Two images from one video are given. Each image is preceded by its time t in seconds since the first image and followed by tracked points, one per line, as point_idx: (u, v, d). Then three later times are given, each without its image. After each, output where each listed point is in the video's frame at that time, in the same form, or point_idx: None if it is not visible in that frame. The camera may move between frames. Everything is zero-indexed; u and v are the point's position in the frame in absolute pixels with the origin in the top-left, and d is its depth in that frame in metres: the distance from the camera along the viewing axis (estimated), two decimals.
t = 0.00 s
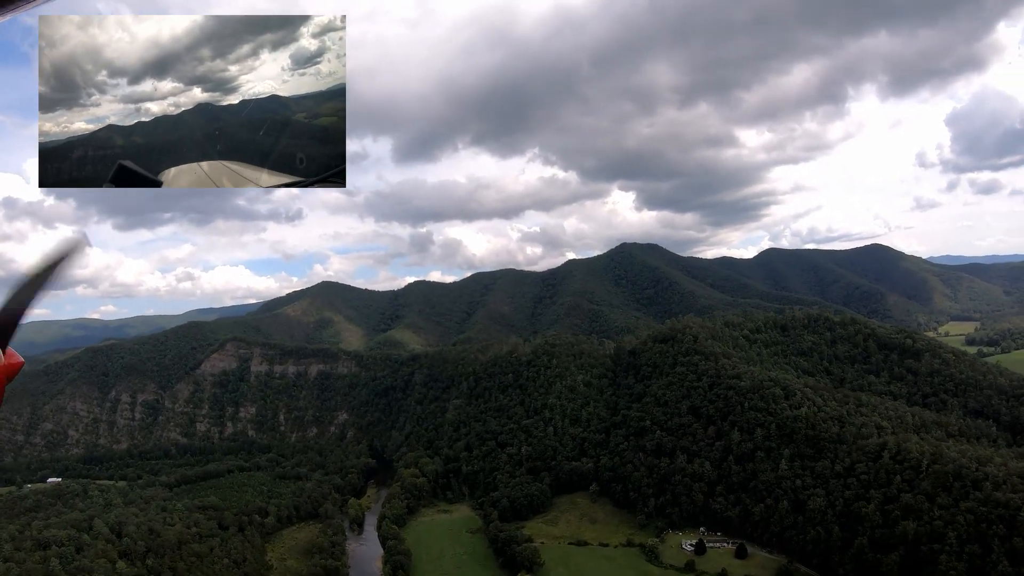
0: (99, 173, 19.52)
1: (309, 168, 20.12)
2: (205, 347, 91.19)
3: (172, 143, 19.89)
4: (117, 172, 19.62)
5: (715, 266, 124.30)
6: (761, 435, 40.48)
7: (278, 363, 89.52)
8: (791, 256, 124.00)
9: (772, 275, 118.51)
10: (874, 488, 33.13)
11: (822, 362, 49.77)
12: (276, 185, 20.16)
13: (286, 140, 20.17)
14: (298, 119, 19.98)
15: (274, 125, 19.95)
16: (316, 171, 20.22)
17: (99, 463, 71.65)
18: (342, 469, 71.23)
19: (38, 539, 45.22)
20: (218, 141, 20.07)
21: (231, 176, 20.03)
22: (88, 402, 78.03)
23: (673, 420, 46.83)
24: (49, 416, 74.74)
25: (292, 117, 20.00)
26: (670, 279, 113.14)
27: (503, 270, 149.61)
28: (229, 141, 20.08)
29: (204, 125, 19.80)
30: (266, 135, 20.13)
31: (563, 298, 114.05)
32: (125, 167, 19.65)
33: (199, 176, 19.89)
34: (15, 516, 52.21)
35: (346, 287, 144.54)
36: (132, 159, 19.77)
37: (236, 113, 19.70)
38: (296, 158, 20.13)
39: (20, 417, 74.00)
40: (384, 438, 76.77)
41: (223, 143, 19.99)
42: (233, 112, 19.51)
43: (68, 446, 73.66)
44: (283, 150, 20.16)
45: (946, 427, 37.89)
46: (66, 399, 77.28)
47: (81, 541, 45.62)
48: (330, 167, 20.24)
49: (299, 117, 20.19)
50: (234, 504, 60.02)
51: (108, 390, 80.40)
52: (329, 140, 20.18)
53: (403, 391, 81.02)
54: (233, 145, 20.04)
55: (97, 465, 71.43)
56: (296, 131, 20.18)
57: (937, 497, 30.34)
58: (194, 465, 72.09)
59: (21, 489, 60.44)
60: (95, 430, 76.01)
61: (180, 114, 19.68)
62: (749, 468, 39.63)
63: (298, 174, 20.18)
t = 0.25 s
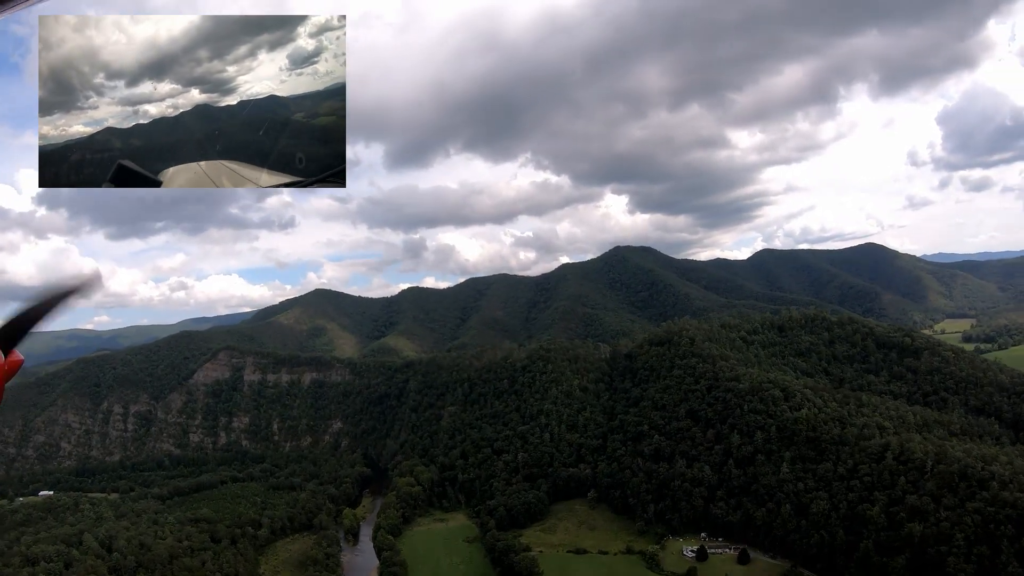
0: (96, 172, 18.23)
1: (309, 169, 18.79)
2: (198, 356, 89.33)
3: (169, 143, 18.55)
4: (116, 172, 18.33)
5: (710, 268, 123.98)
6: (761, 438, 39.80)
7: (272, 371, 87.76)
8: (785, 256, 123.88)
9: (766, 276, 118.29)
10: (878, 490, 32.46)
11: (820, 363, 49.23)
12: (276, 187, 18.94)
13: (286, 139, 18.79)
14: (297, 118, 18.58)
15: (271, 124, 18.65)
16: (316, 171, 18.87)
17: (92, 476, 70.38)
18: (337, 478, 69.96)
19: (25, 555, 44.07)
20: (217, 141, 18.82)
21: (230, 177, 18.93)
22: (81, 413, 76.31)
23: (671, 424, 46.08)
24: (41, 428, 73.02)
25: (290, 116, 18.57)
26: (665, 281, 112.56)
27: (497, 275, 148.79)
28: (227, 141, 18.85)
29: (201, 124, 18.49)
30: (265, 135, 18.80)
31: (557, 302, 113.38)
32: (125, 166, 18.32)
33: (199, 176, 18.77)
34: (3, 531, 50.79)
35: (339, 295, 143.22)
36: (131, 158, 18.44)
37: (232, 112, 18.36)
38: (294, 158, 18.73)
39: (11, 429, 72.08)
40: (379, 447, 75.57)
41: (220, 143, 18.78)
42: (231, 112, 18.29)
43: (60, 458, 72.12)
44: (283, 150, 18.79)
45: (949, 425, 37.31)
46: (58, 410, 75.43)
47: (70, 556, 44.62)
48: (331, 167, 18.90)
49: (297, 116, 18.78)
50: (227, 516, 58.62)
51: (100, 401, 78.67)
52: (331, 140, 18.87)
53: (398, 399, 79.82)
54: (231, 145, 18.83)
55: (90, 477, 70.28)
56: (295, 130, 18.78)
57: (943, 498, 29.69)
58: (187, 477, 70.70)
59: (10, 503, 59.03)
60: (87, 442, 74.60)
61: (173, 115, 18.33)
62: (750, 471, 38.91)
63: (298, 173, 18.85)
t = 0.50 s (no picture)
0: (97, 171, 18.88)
1: (308, 169, 19.47)
2: (191, 368, 87.87)
3: (169, 144, 19.11)
4: (117, 172, 18.87)
5: (704, 271, 123.60)
6: (761, 442, 39.13)
7: (265, 381, 86.32)
8: (779, 258, 123.65)
9: (761, 278, 118.00)
10: (882, 493, 31.76)
11: (819, 364, 48.77)
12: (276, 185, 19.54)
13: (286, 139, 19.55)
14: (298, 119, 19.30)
15: (273, 126, 19.29)
16: (316, 171, 19.60)
17: (85, 489, 69.03)
18: (331, 489, 68.62)
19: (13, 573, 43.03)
20: (218, 142, 19.57)
21: (231, 177, 19.53)
22: (73, 426, 74.88)
23: (670, 429, 45.28)
24: (32, 442, 71.12)
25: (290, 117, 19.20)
26: (659, 284, 112.05)
27: (491, 281, 147.93)
28: (228, 142, 19.57)
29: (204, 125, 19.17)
30: (264, 136, 19.46)
31: (552, 308, 112.63)
32: (125, 167, 18.92)
33: (200, 174, 19.43)
34: None
35: (332, 303, 141.91)
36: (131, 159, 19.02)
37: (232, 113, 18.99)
38: (295, 159, 19.47)
39: (3, 442, 70.89)
40: (374, 457, 74.30)
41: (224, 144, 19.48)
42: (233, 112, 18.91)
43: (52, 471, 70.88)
44: (283, 151, 19.50)
45: (952, 425, 36.69)
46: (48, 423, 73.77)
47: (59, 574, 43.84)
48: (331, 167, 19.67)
49: (296, 116, 19.47)
50: (219, 529, 57.27)
51: (92, 414, 77.25)
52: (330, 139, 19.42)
53: (393, 407, 78.71)
54: (232, 146, 19.52)
55: (82, 491, 68.83)
56: (295, 130, 19.36)
57: (950, 500, 29.02)
58: (180, 490, 69.31)
59: None
60: (80, 455, 73.32)
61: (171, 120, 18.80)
62: (751, 476, 38.19)
63: (298, 174, 19.51)
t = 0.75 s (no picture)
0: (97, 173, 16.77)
1: (308, 171, 17.58)
2: (183, 377, 86.40)
3: (165, 145, 17.08)
4: (116, 173, 16.77)
5: (699, 273, 123.29)
6: (762, 445, 38.46)
7: (258, 390, 84.67)
8: (774, 258, 123.40)
9: (756, 279, 117.71)
10: (887, 494, 31.12)
11: (817, 364, 48.30)
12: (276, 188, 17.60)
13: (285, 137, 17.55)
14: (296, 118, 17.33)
15: (271, 124, 17.27)
16: (316, 172, 17.73)
17: (77, 501, 68.04)
18: (326, 499, 67.38)
19: None
20: (217, 141, 17.38)
21: (230, 179, 17.42)
22: (65, 437, 73.81)
23: (668, 433, 44.53)
24: (24, 453, 70.58)
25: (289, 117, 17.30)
26: (654, 287, 111.50)
27: (485, 286, 146.99)
28: (228, 141, 17.36)
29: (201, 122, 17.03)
30: (261, 136, 17.42)
31: (546, 312, 111.95)
32: (125, 167, 16.77)
33: (197, 175, 17.37)
34: None
35: (326, 310, 140.67)
36: (132, 160, 16.98)
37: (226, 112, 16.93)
38: (295, 159, 17.54)
39: None
40: (369, 465, 73.12)
41: (219, 143, 17.33)
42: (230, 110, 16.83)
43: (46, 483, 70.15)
44: (283, 151, 17.45)
45: (955, 424, 36.13)
46: (41, 434, 72.94)
47: None
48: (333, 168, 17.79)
49: (293, 116, 17.46)
50: (212, 541, 55.97)
51: (84, 424, 76.00)
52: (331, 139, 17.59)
53: (387, 415, 77.54)
54: (232, 146, 17.31)
55: (75, 503, 67.82)
56: (294, 129, 17.49)
57: (957, 501, 28.39)
58: (173, 500, 68.01)
59: None
60: (72, 466, 72.29)
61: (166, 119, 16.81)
62: (752, 479, 37.49)
63: (298, 175, 17.57)
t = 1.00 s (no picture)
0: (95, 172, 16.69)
1: (309, 171, 17.80)
2: (176, 384, 85.09)
3: (165, 145, 17.66)
4: (116, 174, 16.80)
5: (694, 274, 123.04)
6: (762, 447, 37.85)
7: (251, 397, 83.31)
8: (768, 259, 123.30)
9: (751, 279, 117.50)
10: (890, 496, 30.55)
11: (816, 364, 47.85)
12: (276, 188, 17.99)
13: (286, 138, 17.94)
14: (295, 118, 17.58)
15: (273, 125, 17.77)
16: (317, 171, 17.92)
17: (70, 511, 66.88)
18: (320, 506, 66.22)
19: None
20: (217, 142, 17.94)
21: (230, 179, 17.93)
22: (58, 446, 72.22)
23: (666, 436, 43.85)
24: (16, 462, 68.91)
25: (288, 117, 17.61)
26: (649, 288, 111.01)
27: (480, 289, 146.09)
28: (228, 142, 17.92)
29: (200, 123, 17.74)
30: (262, 137, 17.93)
31: (541, 315, 111.26)
32: (126, 168, 16.83)
33: (198, 174, 17.71)
34: None
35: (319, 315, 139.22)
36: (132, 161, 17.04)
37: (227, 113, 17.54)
38: (296, 159, 17.77)
39: None
40: (363, 471, 72.08)
41: (220, 144, 17.86)
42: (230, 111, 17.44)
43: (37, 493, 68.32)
44: (283, 151, 17.87)
45: (957, 422, 35.65)
46: (33, 443, 70.86)
47: None
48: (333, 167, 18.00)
49: (292, 116, 17.76)
50: (205, 551, 54.86)
51: (76, 432, 74.74)
52: (332, 138, 17.66)
53: (382, 420, 76.49)
54: (232, 146, 17.86)
55: (67, 512, 66.62)
56: (295, 129, 17.71)
57: (963, 502, 27.84)
58: (166, 509, 66.73)
59: None
60: (65, 476, 70.64)
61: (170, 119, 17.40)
62: (753, 482, 36.85)
63: (298, 175, 17.82)
